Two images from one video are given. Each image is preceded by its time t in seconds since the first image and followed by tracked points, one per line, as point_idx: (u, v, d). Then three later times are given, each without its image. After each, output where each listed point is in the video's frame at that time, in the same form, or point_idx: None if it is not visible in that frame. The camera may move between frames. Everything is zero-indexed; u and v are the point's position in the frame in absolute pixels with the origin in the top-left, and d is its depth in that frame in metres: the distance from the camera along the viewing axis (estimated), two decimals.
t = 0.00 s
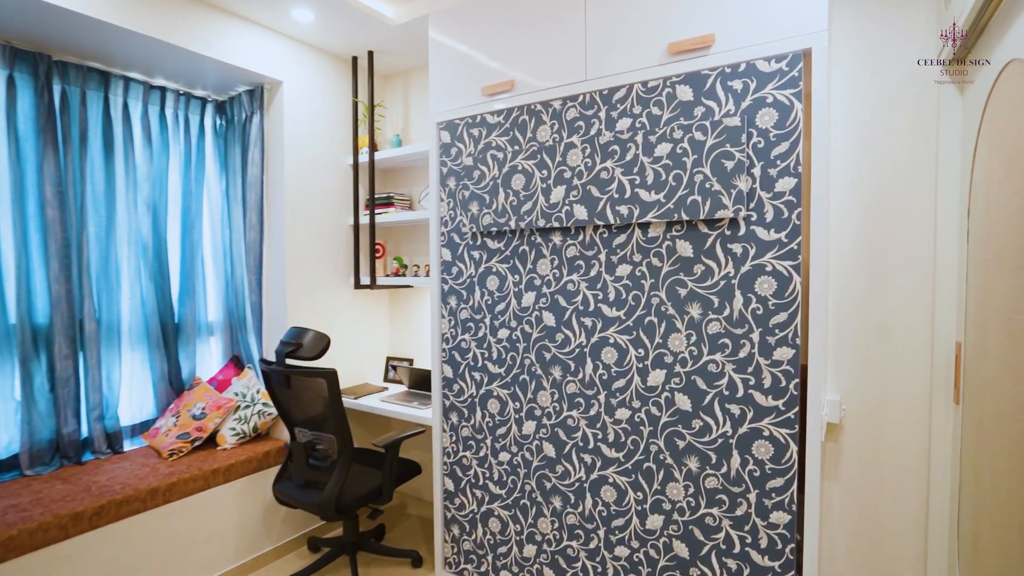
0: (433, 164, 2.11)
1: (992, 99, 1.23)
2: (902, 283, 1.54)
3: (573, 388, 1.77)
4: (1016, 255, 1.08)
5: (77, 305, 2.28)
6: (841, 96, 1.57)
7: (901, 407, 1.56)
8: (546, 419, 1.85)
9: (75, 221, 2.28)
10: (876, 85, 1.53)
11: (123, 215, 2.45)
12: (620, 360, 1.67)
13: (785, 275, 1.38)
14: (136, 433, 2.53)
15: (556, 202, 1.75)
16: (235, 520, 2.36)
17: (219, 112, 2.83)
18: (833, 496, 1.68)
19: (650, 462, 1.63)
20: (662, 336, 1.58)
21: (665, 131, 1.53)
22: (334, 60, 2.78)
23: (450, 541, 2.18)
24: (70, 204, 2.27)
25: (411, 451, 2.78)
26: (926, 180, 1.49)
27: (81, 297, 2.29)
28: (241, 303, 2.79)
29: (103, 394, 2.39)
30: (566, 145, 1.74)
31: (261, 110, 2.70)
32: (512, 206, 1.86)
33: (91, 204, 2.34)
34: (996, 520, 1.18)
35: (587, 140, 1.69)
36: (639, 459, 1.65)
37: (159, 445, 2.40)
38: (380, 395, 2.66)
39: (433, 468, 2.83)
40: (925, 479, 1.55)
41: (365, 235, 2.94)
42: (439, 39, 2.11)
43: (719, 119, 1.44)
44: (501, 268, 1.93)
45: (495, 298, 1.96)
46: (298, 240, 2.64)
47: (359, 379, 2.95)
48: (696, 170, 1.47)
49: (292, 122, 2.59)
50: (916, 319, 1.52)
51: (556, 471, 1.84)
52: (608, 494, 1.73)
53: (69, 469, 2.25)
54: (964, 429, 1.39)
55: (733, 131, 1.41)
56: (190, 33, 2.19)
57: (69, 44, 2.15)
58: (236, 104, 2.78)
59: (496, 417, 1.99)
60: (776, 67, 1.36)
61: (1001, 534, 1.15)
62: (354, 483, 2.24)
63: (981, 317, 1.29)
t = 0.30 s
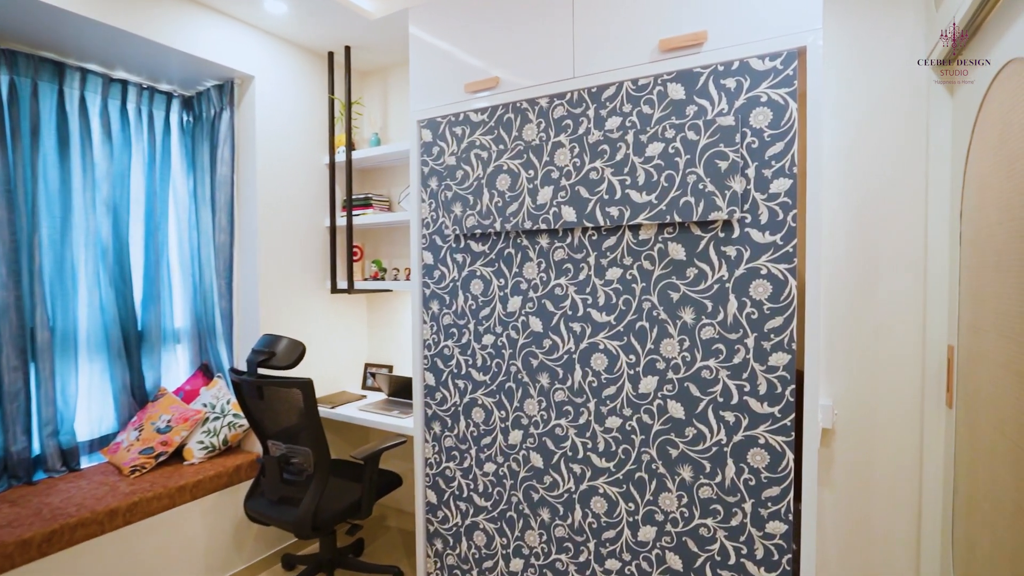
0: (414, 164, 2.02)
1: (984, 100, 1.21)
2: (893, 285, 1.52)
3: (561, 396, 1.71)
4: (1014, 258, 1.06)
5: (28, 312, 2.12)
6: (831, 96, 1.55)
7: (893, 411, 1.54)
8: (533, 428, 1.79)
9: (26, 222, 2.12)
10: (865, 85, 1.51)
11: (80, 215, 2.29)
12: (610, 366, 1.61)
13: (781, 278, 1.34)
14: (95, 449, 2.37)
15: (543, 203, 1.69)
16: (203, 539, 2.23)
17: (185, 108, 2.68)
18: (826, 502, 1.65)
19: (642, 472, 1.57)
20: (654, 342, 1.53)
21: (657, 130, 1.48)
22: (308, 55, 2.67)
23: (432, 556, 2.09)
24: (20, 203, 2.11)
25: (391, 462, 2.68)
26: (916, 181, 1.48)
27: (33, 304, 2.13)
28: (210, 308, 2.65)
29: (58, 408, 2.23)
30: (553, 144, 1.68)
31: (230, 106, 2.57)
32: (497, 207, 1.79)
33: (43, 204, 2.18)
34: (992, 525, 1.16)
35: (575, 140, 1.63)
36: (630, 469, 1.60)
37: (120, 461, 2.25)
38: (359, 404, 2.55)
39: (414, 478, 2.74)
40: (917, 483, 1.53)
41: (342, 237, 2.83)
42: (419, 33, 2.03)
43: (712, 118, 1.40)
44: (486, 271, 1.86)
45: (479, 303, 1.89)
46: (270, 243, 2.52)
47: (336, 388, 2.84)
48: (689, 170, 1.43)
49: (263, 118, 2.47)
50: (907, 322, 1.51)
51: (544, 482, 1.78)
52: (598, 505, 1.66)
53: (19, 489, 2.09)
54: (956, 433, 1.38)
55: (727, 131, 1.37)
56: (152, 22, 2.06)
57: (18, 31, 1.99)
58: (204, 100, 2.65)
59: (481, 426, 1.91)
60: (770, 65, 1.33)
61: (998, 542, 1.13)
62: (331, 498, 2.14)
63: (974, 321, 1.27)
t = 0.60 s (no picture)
0: (396, 163, 1.94)
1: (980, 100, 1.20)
2: (885, 286, 1.50)
3: (551, 405, 1.65)
4: (1015, 261, 1.04)
5: None
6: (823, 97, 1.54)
7: (886, 414, 1.52)
8: (522, 438, 1.72)
9: None
10: (856, 86, 1.50)
11: (34, 215, 2.13)
12: (602, 373, 1.56)
13: (778, 282, 1.31)
14: (51, 466, 2.21)
15: (531, 204, 1.63)
16: (171, 560, 2.09)
17: (150, 103, 2.54)
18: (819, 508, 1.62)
19: (636, 482, 1.52)
20: (647, 347, 1.48)
21: (650, 129, 1.44)
22: (283, 50, 2.56)
23: (416, 572, 2.00)
24: None
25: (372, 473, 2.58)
26: (907, 182, 1.47)
27: None
28: (178, 314, 2.51)
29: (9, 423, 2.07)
30: (542, 143, 1.62)
31: (200, 101, 2.45)
32: (483, 209, 1.73)
33: None
34: (991, 534, 1.14)
35: (564, 139, 1.58)
36: (623, 479, 1.54)
37: (78, 478, 2.10)
38: (337, 414, 2.45)
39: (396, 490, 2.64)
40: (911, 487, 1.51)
41: (320, 239, 2.72)
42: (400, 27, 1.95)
43: (707, 118, 1.36)
44: (471, 275, 1.79)
45: (464, 308, 1.81)
46: (243, 245, 2.40)
47: (313, 396, 2.72)
48: (683, 170, 1.38)
49: (236, 115, 2.36)
50: (900, 324, 1.50)
51: (533, 493, 1.71)
52: (590, 517, 1.61)
53: None
54: (951, 437, 1.36)
55: (723, 130, 1.33)
56: (114, 10, 1.93)
57: None
58: (171, 95, 2.51)
59: (466, 436, 1.84)
60: (766, 63, 1.30)
61: (998, 552, 1.10)
62: (309, 513, 2.03)
63: (969, 325, 1.25)
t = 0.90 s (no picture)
0: (378, 161, 1.86)
1: (977, 101, 1.19)
2: (879, 290, 1.49)
3: (541, 413, 1.59)
4: (1018, 265, 1.02)
5: None
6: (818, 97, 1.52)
7: (880, 419, 1.51)
8: (511, 448, 1.65)
9: None
10: (850, 87, 1.48)
11: None
12: (594, 381, 1.50)
13: (776, 285, 1.27)
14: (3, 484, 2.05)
15: (521, 205, 1.57)
16: None
17: (113, 97, 2.40)
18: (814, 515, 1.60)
19: (630, 493, 1.47)
20: (642, 354, 1.43)
21: (644, 128, 1.39)
22: (258, 43, 2.45)
23: None
24: None
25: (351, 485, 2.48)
26: (901, 185, 1.45)
27: None
28: (144, 320, 2.38)
29: None
30: (531, 142, 1.56)
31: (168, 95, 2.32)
32: (470, 210, 1.66)
33: None
34: (992, 542, 1.11)
35: (555, 137, 1.52)
36: (617, 490, 1.49)
37: (32, 498, 1.95)
38: (315, 423, 2.34)
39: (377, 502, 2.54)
40: (905, 493, 1.50)
41: (297, 241, 2.61)
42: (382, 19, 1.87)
43: (703, 116, 1.32)
44: (457, 278, 1.72)
45: (450, 313, 1.74)
46: (214, 248, 2.28)
47: (289, 405, 2.61)
48: (679, 171, 1.34)
49: (207, 110, 2.24)
50: (893, 328, 1.48)
51: (523, 505, 1.64)
52: (582, 529, 1.55)
53: None
54: (947, 442, 1.34)
55: (720, 130, 1.30)
56: None
57: None
58: (136, 88, 2.38)
59: (453, 446, 1.76)
60: (764, 61, 1.26)
61: (1000, 561, 1.08)
62: (285, 530, 1.92)
63: (966, 329, 1.24)
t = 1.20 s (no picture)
0: (359, 159, 1.77)
1: (975, 103, 1.17)
2: (874, 293, 1.47)
3: (532, 422, 1.52)
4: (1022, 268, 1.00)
5: None
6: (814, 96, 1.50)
7: (876, 422, 1.49)
8: (500, 458, 1.59)
9: None
10: (846, 87, 1.47)
11: None
12: (587, 388, 1.45)
13: (776, 289, 1.24)
14: None
15: (510, 205, 1.51)
16: None
17: (74, 89, 2.26)
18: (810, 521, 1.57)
19: (625, 505, 1.42)
20: (637, 360, 1.39)
21: (639, 126, 1.35)
22: (231, 35, 2.34)
23: None
24: None
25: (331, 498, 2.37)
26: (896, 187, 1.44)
27: None
28: (107, 326, 2.24)
29: None
30: (521, 140, 1.50)
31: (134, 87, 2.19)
32: (457, 210, 1.59)
33: None
34: (993, 551, 1.09)
35: (546, 135, 1.46)
36: (611, 501, 1.43)
37: None
38: (292, 434, 2.24)
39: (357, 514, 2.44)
40: (900, 497, 1.48)
41: (272, 242, 2.50)
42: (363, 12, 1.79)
43: (700, 115, 1.28)
44: (443, 282, 1.65)
45: (436, 318, 1.67)
46: (185, 249, 2.16)
47: (265, 414, 2.49)
48: (676, 171, 1.30)
49: (177, 104, 2.12)
50: (888, 331, 1.47)
51: (512, 518, 1.58)
52: (575, 543, 1.49)
53: None
54: (943, 447, 1.32)
55: (718, 129, 1.26)
56: None
57: None
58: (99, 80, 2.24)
59: (439, 458, 1.69)
60: (762, 58, 1.23)
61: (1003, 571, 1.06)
62: (260, 548, 1.82)
63: (965, 333, 1.22)
